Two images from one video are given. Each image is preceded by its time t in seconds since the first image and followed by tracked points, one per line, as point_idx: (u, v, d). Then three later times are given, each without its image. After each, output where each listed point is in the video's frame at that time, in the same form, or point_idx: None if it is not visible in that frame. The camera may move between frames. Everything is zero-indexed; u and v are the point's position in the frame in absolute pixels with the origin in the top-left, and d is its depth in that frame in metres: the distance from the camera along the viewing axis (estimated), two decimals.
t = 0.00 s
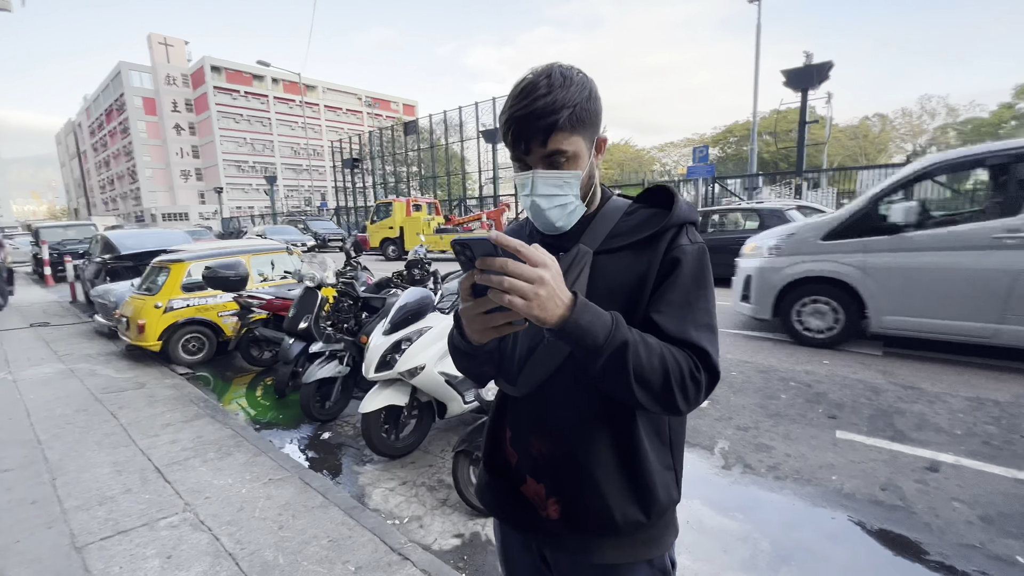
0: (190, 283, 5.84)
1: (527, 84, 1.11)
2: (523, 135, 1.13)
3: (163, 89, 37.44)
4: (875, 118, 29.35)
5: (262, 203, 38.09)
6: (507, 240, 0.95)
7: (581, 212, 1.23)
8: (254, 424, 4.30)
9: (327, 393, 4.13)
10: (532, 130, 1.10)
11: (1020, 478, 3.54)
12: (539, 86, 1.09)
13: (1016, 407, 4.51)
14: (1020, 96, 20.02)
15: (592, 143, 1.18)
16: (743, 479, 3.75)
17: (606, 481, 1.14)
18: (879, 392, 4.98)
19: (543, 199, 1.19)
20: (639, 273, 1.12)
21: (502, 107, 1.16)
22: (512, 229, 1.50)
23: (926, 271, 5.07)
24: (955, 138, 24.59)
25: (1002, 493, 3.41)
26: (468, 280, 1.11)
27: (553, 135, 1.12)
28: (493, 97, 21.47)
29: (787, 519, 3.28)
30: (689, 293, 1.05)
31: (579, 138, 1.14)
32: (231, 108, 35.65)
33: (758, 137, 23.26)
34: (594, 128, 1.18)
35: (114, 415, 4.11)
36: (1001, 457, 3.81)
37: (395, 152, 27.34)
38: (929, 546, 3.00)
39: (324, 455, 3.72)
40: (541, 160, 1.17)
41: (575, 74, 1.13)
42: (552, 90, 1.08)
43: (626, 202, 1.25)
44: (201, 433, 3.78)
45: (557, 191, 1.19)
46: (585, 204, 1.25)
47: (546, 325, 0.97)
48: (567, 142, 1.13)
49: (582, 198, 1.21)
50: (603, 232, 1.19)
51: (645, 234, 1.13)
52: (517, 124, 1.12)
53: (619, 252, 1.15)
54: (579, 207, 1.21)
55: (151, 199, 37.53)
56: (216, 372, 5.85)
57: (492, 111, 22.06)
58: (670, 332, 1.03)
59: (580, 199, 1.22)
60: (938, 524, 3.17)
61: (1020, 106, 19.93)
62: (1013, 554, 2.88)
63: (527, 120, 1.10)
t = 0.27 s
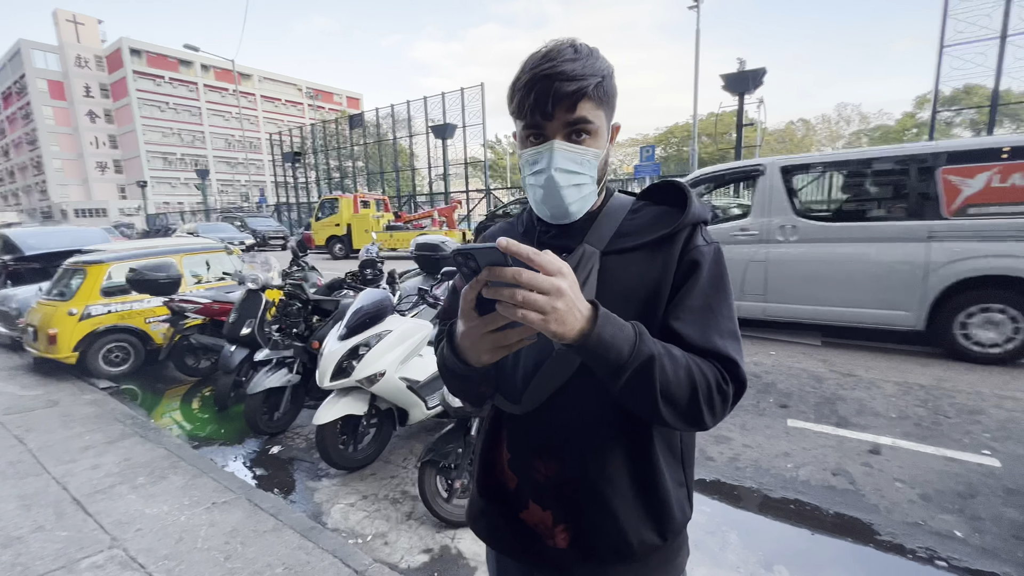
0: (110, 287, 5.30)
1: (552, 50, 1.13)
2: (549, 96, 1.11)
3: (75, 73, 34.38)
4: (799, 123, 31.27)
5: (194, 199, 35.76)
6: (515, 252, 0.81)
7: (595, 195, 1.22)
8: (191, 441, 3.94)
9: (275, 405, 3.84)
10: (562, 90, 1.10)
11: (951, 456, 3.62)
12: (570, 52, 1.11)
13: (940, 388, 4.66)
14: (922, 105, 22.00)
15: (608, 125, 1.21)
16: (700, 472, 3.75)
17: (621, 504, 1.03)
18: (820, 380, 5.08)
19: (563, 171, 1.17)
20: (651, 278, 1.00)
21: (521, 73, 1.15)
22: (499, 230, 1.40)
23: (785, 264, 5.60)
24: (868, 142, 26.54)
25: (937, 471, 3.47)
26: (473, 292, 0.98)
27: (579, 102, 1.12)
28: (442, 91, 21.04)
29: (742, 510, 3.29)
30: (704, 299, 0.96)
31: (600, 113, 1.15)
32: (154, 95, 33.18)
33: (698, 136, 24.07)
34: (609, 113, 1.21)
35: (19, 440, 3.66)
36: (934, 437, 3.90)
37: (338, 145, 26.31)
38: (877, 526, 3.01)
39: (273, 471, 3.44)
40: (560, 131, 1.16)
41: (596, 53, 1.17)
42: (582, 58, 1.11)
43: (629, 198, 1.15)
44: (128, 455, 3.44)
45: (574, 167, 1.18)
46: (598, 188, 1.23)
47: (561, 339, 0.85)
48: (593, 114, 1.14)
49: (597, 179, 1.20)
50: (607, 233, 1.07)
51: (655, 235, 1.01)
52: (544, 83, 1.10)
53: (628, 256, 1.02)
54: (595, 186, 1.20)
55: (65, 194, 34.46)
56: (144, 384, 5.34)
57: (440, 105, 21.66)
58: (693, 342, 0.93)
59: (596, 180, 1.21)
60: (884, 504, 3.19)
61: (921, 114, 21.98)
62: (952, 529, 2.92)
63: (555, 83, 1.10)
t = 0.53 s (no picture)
0: (47, 300, 4.93)
1: (545, 38, 1.11)
2: (532, 78, 1.07)
3: (9, 73, 32.45)
4: (755, 126, 32.30)
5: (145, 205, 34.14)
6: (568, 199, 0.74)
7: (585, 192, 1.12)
8: (144, 464, 3.69)
9: (238, 422, 3.62)
10: (545, 71, 1.06)
11: (912, 444, 3.58)
12: (562, 40, 1.09)
13: (899, 378, 4.70)
14: (867, 108, 23.08)
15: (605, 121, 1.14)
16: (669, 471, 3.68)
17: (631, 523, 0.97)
18: (784, 375, 5.04)
19: (545, 154, 1.08)
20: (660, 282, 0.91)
21: (511, 60, 1.13)
22: (484, 233, 1.35)
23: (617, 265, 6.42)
24: (819, 144, 27.62)
25: (899, 460, 3.41)
26: (442, 327, 0.93)
27: (567, 86, 1.07)
28: (405, 93, 20.71)
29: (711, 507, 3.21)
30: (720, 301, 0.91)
31: (592, 102, 1.09)
32: (99, 96, 31.57)
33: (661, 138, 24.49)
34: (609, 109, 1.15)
35: None
36: (894, 426, 3.86)
37: (300, 148, 25.58)
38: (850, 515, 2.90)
39: (236, 493, 3.24)
40: (545, 116, 1.09)
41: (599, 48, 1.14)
42: (572, 44, 1.08)
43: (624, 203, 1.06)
44: (72, 484, 3.26)
45: (558, 155, 1.09)
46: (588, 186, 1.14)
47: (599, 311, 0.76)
48: (582, 100, 1.07)
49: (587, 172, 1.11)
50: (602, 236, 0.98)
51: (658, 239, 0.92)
52: (528, 66, 1.08)
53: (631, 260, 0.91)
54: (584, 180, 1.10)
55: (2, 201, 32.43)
56: (90, 404, 5.01)
57: (405, 107, 21.36)
58: (723, 342, 0.87)
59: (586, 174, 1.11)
60: (854, 494, 3.09)
61: (866, 118, 23.16)
62: (918, 516, 2.85)
63: (539, 64, 1.07)
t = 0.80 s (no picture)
0: (29, 318, 4.83)
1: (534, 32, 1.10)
2: (500, 79, 1.09)
3: None
4: (742, 128, 32.57)
5: (132, 217, 33.75)
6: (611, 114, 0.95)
7: (555, 194, 1.14)
8: (127, 485, 3.58)
9: (225, 438, 3.53)
10: (510, 70, 1.07)
11: (910, 443, 3.56)
12: (536, 36, 1.08)
13: (894, 376, 4.68)
14: (851, 109, 23.37)
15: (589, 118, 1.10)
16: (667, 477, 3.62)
17: (645, 527, 0.94)
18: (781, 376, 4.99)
19: (507, 154, 1.15)
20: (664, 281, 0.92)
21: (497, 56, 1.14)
22: (475, 240, 1.32)
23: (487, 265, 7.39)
24: (804, 145, 27.92)
25: (898, 459, 3.38)
26: (400, 366, 1.02)
27: (536, 84, 1.07)
28: (394, 101, 20.64)
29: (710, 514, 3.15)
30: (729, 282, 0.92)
31: (567, 100, 1.07)
32: (83, 108, 31.20)
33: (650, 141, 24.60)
34: (598, 103, 1.09)
35: None
36: (893, 425, 3.84)
37: (288, 157, 25.39)
38: (854, 519, 2.84)
39: (225, 512, 3.15)
40: (511, 115, 1.12)
41: (589, 39, 1.08)
42: (546, 40, 1.06)
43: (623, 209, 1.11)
44: (53, 508, 3.15)
45: (525, 156, 1.13)
46: (567, 188, 1.13)
47: (621, 201, 0.85)
48: (550, 99, 1.06)
49: (556, 174, 1.12)
50: (599, 246, 1.00)
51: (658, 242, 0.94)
52: (498, 66, 1.09)
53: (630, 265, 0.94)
54: (551, 181, 1.13)
55: None
56: (73, 424, 4.88)
57: (394, 115, 21.28)
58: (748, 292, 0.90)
59: (555, 176, 1.12)
60: (856, 496, 3.05)
61: (850, 118, 23.46)
62: (921, 516, 2.81)
63: (508, 63, 1.08)
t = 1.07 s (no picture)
0: (31, 327, 4.82)
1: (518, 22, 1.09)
2: (481, 69, 1.08)
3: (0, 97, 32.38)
4: (746, 128, 32.43)
5: (139, 225, 33.98)
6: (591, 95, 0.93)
7: (539, 188, 1.11)
8: (127, 495, 3.56)
9: (224, 447, 3.50)
10: (490, 59, 1.06)
11: (923, 447, 3.47)
12: (518, 26, 1.07)
13: (905, 378, 4.58)
14: (855, 107, 23.21)
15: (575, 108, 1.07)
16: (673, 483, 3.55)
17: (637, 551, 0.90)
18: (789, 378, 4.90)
19: (492, 148, 1.13)
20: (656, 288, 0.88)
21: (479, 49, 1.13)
22: (464, 243, 1.28)
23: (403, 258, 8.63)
24: (808, 144, 27.77)
25: (912, 463, 3.30)
26: (369, 383, 1.00)
27: (517, 72, 1.05)
28: (397, 106, 20.69)
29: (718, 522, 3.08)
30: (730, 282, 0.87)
31: (549, 88, 1.04)
32: (91, 118, 31.47)
33: (653, 142, 24.52)
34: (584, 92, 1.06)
35: None
36: (904, 428, 3.75)
37: (293, 163, 25.49)
38: (867, 527, 2.75)
39: (224, 522, 3.11)
40: (492, 105, 1.10)
41: (574, 28, 1.07)
42: (527, 28, 1.05)
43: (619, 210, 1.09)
44: (51, 519, 3.13)
45: (506, 148, 1.11)
46: (554, 181, 1.10)
47: (607, 187, 0.85)
48: (531, 87, 1.04)
49: (539, 167, 1.09)
50: (590, 250, 0.97)
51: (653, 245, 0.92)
52: (479, 55, 1.09)
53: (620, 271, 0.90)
54: (534, 174, 1.10)
55: None
56: (75, 432, 4.86)
57: (397, 120, 21.32)
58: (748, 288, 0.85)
59: (538, 168, 1.09)
60: (868, 503, 2.96)
61: (854, 116, 23.31)
62: (936, 525, 2.72)
63: (488, 53, 1.07)
